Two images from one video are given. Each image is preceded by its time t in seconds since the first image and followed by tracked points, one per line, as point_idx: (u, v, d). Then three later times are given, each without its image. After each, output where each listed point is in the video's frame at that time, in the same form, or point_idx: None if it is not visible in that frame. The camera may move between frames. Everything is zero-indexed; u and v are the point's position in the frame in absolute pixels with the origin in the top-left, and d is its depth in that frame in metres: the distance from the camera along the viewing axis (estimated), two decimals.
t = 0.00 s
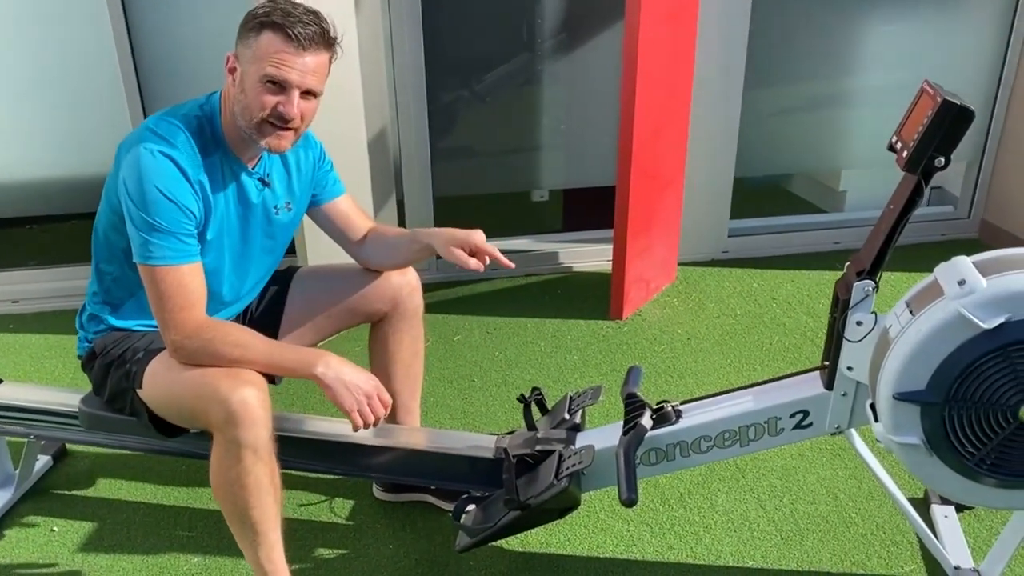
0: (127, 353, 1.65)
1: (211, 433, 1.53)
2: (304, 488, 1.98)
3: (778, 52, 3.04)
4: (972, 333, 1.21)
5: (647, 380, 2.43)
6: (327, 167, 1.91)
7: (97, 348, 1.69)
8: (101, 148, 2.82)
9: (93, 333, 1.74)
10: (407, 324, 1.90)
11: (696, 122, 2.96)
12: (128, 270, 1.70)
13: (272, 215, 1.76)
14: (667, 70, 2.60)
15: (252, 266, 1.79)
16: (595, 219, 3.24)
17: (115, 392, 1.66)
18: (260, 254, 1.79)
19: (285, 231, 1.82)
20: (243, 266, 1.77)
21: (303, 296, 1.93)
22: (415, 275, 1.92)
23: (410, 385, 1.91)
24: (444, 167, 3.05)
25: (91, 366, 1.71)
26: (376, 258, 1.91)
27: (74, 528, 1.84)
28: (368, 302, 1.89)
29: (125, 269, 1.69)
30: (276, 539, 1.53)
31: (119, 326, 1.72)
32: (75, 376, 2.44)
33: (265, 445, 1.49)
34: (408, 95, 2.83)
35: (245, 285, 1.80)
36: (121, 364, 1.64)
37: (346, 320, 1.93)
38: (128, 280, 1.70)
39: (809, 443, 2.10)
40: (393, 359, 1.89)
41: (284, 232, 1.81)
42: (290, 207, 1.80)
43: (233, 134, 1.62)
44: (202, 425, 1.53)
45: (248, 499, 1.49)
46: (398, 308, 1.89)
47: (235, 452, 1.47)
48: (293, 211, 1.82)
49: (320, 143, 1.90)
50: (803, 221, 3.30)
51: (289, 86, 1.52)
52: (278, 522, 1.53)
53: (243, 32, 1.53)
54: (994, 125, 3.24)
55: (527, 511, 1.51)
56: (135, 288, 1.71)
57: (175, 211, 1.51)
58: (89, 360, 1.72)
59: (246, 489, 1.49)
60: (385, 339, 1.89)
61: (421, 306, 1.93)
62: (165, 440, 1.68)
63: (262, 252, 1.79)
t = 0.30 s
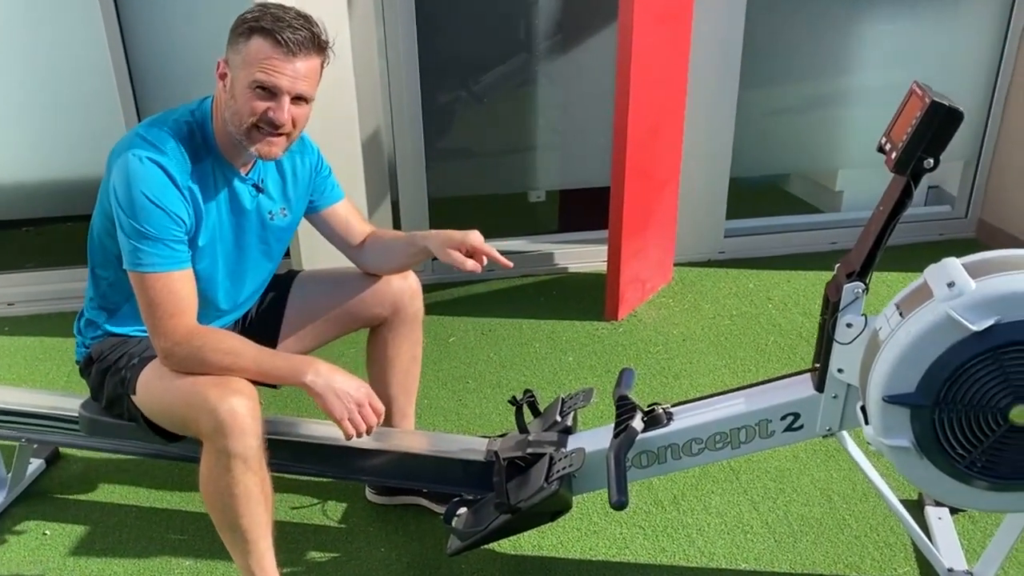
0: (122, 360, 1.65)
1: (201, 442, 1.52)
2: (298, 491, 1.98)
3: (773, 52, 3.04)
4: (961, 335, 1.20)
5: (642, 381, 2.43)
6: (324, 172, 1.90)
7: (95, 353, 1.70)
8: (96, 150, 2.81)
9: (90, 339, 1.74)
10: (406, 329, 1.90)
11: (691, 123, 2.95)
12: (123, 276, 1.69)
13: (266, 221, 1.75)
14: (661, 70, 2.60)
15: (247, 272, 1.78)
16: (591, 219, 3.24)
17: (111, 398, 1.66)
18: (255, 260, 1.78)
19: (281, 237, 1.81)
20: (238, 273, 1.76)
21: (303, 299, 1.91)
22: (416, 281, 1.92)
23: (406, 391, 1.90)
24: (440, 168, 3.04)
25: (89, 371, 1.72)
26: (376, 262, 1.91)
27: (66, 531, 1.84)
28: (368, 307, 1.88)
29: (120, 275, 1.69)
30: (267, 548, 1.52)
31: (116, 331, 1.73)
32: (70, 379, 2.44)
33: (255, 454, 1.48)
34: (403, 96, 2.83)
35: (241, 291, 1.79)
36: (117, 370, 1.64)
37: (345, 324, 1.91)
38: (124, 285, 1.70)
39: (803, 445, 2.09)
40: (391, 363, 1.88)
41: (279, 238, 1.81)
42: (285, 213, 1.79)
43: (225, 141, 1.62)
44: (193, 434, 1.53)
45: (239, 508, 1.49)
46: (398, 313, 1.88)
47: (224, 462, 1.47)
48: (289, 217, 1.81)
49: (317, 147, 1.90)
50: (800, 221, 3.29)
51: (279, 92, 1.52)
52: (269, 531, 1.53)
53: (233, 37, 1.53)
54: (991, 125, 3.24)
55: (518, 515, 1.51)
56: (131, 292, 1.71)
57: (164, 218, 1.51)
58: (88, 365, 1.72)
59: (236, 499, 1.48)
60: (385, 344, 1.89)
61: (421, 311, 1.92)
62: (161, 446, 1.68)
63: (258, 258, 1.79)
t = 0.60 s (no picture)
0: (124, 363, 1.65)
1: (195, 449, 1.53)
2: (291, 493, 1.97)
3: (769, 51, 3.03)
4: (950, 337, 1.20)
5: (637, 382, 2.42)
6: (330, 176, 1.88)
7: (98, 355, 1.70)
8: (91, 151, 2.81)
9: (94, 341, 1.74)
10: (412, 338, 1.89)
11: (687, 123, 2.95)
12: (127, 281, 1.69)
13: (268, 225, 1.74)
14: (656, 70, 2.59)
15: (251, 277, 1.76)
16: (588, 219, 3.23)
17: (115, 401, 1.66)
18: (259, 265, 1.77)
19: (285, 241, 1.79)
20: (242, 278, 1.75)
21: (309, 304, 1.92)
22: (424, 289, 1.90)
23: (405, 397, 1.90)
24: (435, 168, 3.04)
25: (93, 374, 1.72)
26: (381, 268, 1.89)
27: (58, 532, 1.83)
28: (373, 315, 1.87)
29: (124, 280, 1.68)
30: (259, 554, 1.53)
31: (120, 334, 1.73)
32: (64, 380, 2.44)
33: (249, 462, 1.48)
34: (398, 96, 2.82)
35: (246, 296, 1.78)
36: (119, 373, 1.64)
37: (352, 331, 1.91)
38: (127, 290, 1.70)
39: (797, 445, 2.09)
40: (393, 372, 1.88)
41: (283, 243, 1.79)
42: (288, 217, 1.78)
43: (224, 143, 1.61)
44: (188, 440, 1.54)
45: (231, 515, 1.49)
46: (404, 322, 1.88)
47: (217, 469, 1.47)
48: (292, 221, 1.80)
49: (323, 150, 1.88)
50: (796, 221, 3.29)
51: (279, 93, 1.51)
52: (261, 537, 1.53)
53: (230, 39, 1.52)
54: (988, 124, 3.23)
55: (508, 516, 1.51)
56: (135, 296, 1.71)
57: (161, 222, 1.50)
58: (92, 368, 1.73)
59: (228, 506, 1.48)
60: (388, 352, 1.89)
61: (427, 319, 1.90)
62: (160, 451, 1.68)
63: (262, 263, 1.77)
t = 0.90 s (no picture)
0: (129, 365, 1.66)
1: (193, 452, 1.53)
2: (285, 493, 1.97)
3: (769, 51, 3.02)
4: (941, 337, 1.20)
5: (633, 382, 2.42)
6: (338, 179, 1.84)
7: (104, 357, 1.72)
8: (90, 151, 2.82)
9: (102, 342, 1.76)
10: (415, 351, 1.89)
11: (687, 123, 2.94)
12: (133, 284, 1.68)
13: (275, 230, 1.72)
14: (654, 71, 2.59)
15: (257, 281, 1.74)
16: (587, 220, 3.23)
17: (120, 402, 1.67)
18: (264, 269, 1.74)
19: (292, 246, 1.77)
20: (247, 282, 1.72)
21: (314, 310, 1.90)
22: (430, 304, 1.89)
23: (406, 404, 1.91)
24: (434, 168, 3.04)
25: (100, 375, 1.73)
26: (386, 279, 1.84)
27: (53, 532, 1.84)
28: (378, 329, 1.86)
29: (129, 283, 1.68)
30: (253, 556, 1.54)
31: (127, 336, 1.74)
32: (61, 380, 2.44)
33: (248, 466, 1.49)
34: (396, 97, 2.82)
35: (252, 300, 1.75)
36: (124, 376, 1.65)
37: (357, 342, 1.89)
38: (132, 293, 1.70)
39: (793, 446, 2.09)
40: (394, 382, 1.89)
41: (289, 248, 1.77)
42: (295, 222, 1.76)
43: (229, 147, 1.59)
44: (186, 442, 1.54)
45: (228, 517, 1.50)
46: (409, 335, 1.87)
47: (216, 472, 1.47)
48: (298, 226, 1.77)
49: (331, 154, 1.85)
50: (796, 221, 3.28)
51: (293, 96, 1.47)
52: (257, 540, 1.54)
53: (239, 42, 1.47)
54: (988, 124, 3.22)
55: (500, 516, 1.51)
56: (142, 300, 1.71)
57: (159, 227, 1.49)
58: (98, 369, 1.74)
59: (225, 510, 1.49)
60: (390, 363, 1.89)
61: (432, 334, 1.90)
62: (160, 454, 1.67)
63: (267, 267, 1.75)
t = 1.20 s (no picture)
0: (133, 370, 1.66)
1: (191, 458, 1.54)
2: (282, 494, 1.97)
3: (771, 53, 3.02)
4: (934, 342, 1.19)
5: (632, 385, 2.41)
6: (339, 188, 1.81)
7: (107, 362, 1.73)
8: (92, 151, 2.83)
9: (104, 347, 1.76)
10: (419, 361, 1.89)
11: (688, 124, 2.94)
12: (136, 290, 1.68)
13: (272, 238, 1.71)
14: (654, 73, 2.59)
15: (255, 288, 1.73)
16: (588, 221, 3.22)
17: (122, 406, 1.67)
18: (261, 277, 1.73)
19: (291, 255, 1.75)
20: (245, 289, 1.71)
21: (317, 319, 1.88)
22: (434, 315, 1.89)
23: (408, 412, 1.94)
24: (434, 169, 3.04)
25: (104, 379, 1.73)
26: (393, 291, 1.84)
27: (50, 531, 1.84)
28: (382, 341, 1.86)
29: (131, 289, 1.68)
30: (250, 560, 1.55)
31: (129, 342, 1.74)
32: (62, 380, 2.45)
33: (245, 474, 1.50)
34: (397, 98, 2.83)
35: (250, 308, 1.74)
36: (127, 380, 1.66)
37: (359, 353, 1.89)
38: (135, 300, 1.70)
39: (791, 450, 2.08)
40: (397, 392, 1.90)
41: (288, 256, 1.75)
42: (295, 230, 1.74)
43: (223, 155, 1.58)
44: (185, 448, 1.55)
45: (224, 523, 1.50)
46: (412, 346, 1.87)
47: (213, 478, 1.48)
48: (295, 234, 1.74)
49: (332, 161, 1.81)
50: (798, 223, 3.27)
51: (285, 102, 1.47)
52: (254, 544, 1.55)
53: (231, 48, 1.48)
54: (992, 126, 3.20)
55: (494, 519, 1.51)
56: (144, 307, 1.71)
57: (150, 236, 1.48)
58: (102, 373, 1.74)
59: (222, 516, 1.50)
60: (391, 374, 1.90)
61: (435, 344, 1.90)
62: (159, 457, 1.68)
63: (264, 274, 1.73)
